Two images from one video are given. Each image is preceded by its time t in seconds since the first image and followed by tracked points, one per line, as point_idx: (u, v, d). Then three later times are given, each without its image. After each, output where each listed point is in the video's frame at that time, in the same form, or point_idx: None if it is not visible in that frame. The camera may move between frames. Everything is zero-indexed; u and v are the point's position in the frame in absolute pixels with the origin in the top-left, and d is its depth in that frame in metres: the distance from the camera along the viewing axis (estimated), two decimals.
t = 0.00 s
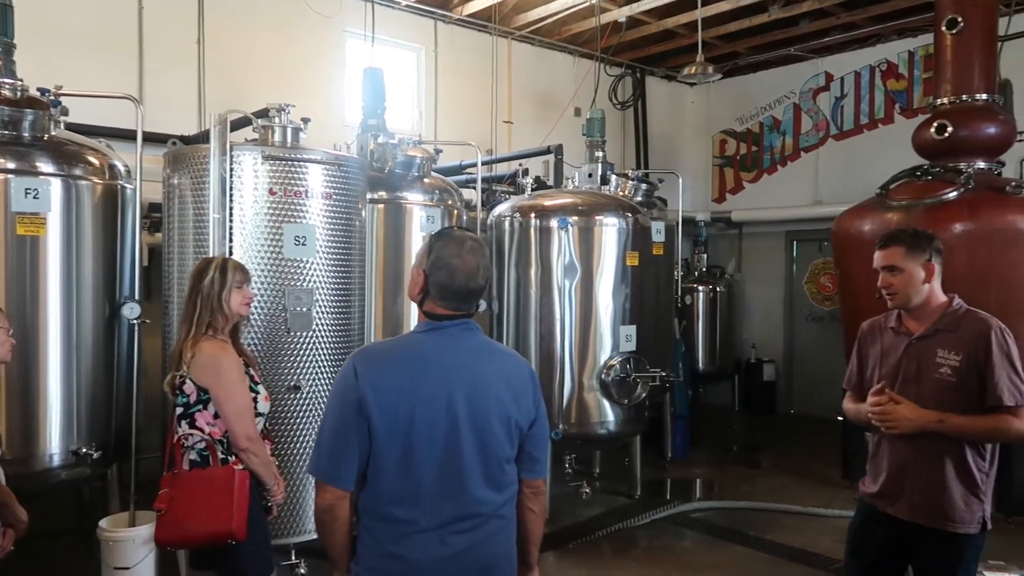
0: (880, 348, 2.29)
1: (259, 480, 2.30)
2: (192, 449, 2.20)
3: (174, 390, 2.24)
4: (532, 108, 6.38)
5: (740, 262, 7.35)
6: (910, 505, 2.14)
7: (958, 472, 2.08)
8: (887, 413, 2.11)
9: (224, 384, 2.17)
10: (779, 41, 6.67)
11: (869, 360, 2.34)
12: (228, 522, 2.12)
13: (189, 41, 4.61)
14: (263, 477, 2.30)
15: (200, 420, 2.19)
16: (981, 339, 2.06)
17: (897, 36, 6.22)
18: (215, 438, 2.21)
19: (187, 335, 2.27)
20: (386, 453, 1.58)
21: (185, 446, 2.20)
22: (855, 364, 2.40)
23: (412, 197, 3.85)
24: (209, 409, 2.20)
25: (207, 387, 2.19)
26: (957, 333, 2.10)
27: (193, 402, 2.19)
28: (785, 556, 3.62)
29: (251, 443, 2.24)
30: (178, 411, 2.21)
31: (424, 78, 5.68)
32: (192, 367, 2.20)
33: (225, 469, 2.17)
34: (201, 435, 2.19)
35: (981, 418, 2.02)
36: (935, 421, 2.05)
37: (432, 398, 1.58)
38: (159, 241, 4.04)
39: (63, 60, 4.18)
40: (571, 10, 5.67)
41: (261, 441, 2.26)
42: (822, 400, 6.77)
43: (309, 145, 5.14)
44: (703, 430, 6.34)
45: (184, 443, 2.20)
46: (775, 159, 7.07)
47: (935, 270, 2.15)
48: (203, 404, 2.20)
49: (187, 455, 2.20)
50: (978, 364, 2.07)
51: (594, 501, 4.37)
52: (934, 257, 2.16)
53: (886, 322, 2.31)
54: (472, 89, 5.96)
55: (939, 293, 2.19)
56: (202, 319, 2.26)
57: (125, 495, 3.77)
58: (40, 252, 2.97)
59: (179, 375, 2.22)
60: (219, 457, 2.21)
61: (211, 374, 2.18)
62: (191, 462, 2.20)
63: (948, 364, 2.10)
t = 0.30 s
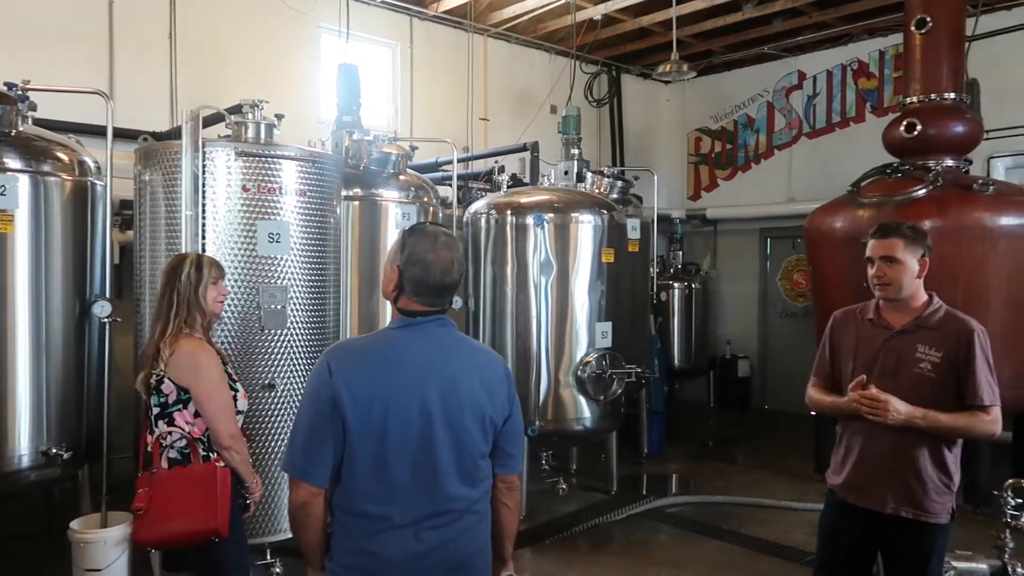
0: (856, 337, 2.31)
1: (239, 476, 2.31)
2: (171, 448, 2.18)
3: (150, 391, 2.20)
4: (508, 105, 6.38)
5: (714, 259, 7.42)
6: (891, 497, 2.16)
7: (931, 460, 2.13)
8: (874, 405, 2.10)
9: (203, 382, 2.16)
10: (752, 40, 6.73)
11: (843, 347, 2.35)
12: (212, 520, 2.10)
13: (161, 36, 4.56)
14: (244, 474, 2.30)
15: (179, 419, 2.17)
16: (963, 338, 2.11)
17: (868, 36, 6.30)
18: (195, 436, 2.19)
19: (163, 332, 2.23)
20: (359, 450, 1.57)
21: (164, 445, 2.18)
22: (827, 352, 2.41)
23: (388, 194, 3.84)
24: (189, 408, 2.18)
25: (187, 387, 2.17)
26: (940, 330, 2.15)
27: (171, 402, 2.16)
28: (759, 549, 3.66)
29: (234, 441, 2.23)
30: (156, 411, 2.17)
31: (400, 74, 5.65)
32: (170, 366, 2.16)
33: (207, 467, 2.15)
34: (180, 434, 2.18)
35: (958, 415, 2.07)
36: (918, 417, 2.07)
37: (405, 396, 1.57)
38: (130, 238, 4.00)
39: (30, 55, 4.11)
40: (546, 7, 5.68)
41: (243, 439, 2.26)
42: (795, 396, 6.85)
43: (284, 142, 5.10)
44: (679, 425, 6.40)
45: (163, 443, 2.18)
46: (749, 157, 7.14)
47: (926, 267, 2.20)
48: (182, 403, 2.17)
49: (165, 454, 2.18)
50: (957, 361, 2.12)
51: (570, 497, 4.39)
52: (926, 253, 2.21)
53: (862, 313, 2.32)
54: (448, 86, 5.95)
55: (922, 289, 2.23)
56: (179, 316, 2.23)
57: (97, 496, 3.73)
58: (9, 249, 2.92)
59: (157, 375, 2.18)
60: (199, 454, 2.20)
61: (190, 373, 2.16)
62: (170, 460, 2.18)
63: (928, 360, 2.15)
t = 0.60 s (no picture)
0: (831, 330, 2.32)
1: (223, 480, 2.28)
2: (154, 452, 2.15)
3: (132, 392, 2.15)
4: (484, 102, 6.37)
5: (689, 257, 7.47)
6: (867, 489, 2.19)
7: (902, 448, 2.18)
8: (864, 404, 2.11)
9: (190, 383, 2.14)
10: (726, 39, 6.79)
11: (816, 339, 2.36)
12: (198, 527, 2.08)
13: (131, 30, 4.49)
14: (228, 478, 2.27)
15: (164, 422, 2.14)
16: (937, 336, 2.18)
17: (838, 36, 6.38)
18: (181, 439, 2.16)
19: (146, 330, 2.19)
20: (331, 446, 1.57)
21: (146, 449, 2.14)
22: (796, 343, 2.41)
23: (362, 190, 3.83)
24: (175, 411, 2.15)
25: (173, 387, 2.14)
26: (916, 327, 2.21)
27: (156, 403, 2.13)
28: (731, 543, 3.69)
29: (221, 443, 2.21)
30: (139, 413, 2.13)
31: (374, 70, 5.63)
32: (155, 366, 2.13)
33: (192, 472, 2.11)
34: (165, 437, 2.14)
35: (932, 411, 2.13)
36: (901, 414, 2.11)
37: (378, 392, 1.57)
38: (100, 235, 3.94)
39: None
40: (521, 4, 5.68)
41: (229, 442, 2.24)
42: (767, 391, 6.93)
43: (257, 137, 5.05)
44: (654, 421, 6.45)
45: (146, 447, 2.14)
46: (723, 155, 7.21)
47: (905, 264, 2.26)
48: (168, 405, 2.14)
49: (148, 459, 2.15)
50: (930, 358, 2.19)
51: (545, 492, 4.41)
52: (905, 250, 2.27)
53: (836, 306, 2.34)
54: (423, 83, 5.94)
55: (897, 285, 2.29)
56: (163, 313, 2.20)
57: (65, 496, 3.67)
58: None
59: (140, 375, 2.14)
60: (184, 459, 2.17)
61: (176, 373, 2.13)
62: (152, 465, 2.15)
63: (905, 356, 2.20)
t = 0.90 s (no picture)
0: (804, 324, 2.34)
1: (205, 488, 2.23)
2: (136, 456, 2.10)
3: (111, 396, 2.10)
4: (460, 98, 6.36)
5: (665, 253, 7.52)
6: (845, 481, 2.21)
7: (875, 438, 2.24)
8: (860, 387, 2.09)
9: (173, 386, 2.08)
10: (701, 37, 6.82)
11: (788, 334, 2.37)
12: (182, 536, 2.07)
13: (100, 23, 4.42)
14: (211, 485, 2.22)
15: (143, 426, 2.09)
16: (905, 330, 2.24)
17: (812, 34, 6.45)
18: (163, 443, 2.12)
19: (127, 331, 2.14)
20: (301, 443, 1.55)
21: (127, 453, 2.09)
22: (768, 337, 2.41)
23: (337, 185, 3.80)
24: (155, 416, 2.10)
25: (155, 392, 2.09)
26: (884, 322, 2.26)
27: (136, 408, 2.08)
28: (706, 536, 3.73)
29: (205, 451, 2.16)
30: (117, 417, 2.09)
31: (350, 65, 5.59)
32: (136, 369, 2.08)
33: (176, 479, 2.09)
34: (146, 441, 2.10)
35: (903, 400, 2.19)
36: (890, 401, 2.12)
37: (348, 388, 1.56)
38: (68, 231, 3.88)
39: None
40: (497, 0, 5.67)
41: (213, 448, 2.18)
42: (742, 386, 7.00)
43: (230, 132, 5.00)
44: (630, 416, 6.48)
45: (127, 450, 2.09)
46: (698, 152, 7.25)
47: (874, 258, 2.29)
48: (148, 410, 2.09)
49: (129, 462, 2.10)
50: (899, 351, 2.25)
51: (521, 488, 4.41)
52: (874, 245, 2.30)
53: (808, 301, 2.36)
54: (399, 79, 5.91)
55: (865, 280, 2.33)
56: (145, 312, 2.15)
57: (34, 496, 3.62)
58: None
59: (121, 379, 2.09)
60: (168, 463, 2.12)
61: (158, 375, 2.08)
62: (134, 469, 2.10)
63: (878, 349, 2.24)
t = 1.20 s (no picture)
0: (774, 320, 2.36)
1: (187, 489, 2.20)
2: (113, 458, 2.07)
3: (84, 399, 2.05)
4: (436, 93, 6.33)
5: (640, 249, 7.55)
6: (821, 475, 2.24)
7: (846, 428, 2.28)
8: (869, 340, 2.16)
9: (149, 386, 2.04)
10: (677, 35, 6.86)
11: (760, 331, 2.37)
12: (165, 540, 2.06)
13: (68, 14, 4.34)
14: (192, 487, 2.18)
15: (119, 429, 2.06)
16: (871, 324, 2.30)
17: (786, 33, 6.51)
18: (142, 445, 2.09)
19: (100, 330, 2.10)
20: (272, 439, 1.54)
21: (105, 456, 2.06)
22: (739, 335, 2.40)
23: (312, 180, 3.77)
24: (131, 418, 2.06)
25: (132, 394, 2.05)
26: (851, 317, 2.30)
27: (111, 411, 2.04)
28: (680, 531, 3.76)
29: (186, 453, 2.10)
30: (90, 421, 2.04)
31: (324, 59, 5.54)
32: (110, 369, 2.04)
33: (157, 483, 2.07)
34: (124, 443, 2.07)
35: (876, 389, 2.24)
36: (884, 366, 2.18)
37: (320, 383, 1.55)
38: (36, 226, 3.81)
39: None
40: None
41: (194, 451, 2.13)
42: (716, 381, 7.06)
43: (202, 125, 4.94)
44: (605, 412, 6.51)
45: (104, 453, 2.06)
46: (674, 149, 7.29)
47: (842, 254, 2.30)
48: (124, 413, 2.06)
49: (107, 465, 2.07)
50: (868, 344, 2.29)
51: (496, 484, 4.41)
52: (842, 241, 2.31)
53: (777, 298, 2.38)
54: (374, 73, 5.87)
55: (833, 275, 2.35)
56: (120, 310, 2.12)
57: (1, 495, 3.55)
58: None
59: (94, 380, 2.04)
60: (147, 465, 2.09)
61: (135, 375, 2.04)
62: (112, 471, 2.07)
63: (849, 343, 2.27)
